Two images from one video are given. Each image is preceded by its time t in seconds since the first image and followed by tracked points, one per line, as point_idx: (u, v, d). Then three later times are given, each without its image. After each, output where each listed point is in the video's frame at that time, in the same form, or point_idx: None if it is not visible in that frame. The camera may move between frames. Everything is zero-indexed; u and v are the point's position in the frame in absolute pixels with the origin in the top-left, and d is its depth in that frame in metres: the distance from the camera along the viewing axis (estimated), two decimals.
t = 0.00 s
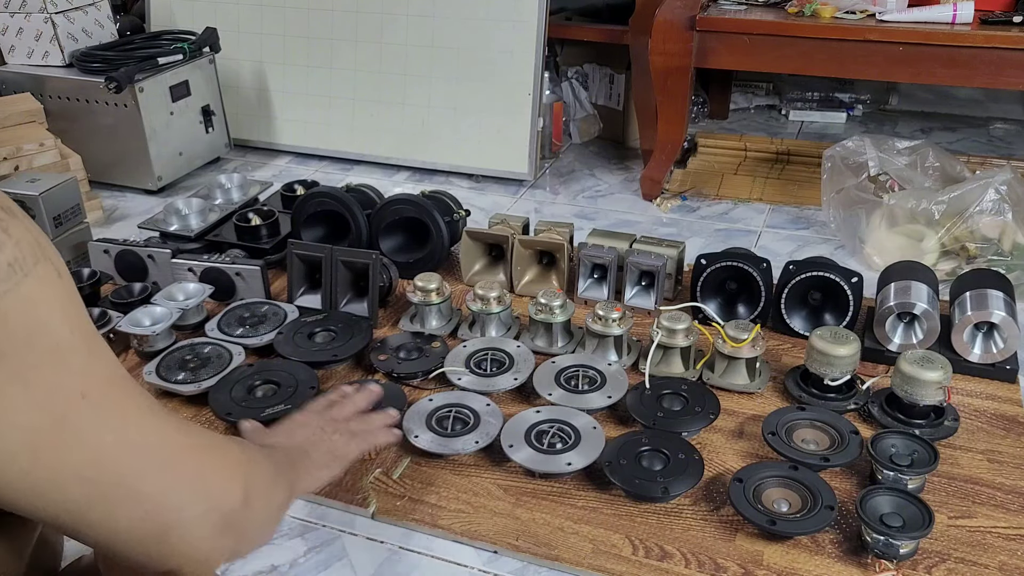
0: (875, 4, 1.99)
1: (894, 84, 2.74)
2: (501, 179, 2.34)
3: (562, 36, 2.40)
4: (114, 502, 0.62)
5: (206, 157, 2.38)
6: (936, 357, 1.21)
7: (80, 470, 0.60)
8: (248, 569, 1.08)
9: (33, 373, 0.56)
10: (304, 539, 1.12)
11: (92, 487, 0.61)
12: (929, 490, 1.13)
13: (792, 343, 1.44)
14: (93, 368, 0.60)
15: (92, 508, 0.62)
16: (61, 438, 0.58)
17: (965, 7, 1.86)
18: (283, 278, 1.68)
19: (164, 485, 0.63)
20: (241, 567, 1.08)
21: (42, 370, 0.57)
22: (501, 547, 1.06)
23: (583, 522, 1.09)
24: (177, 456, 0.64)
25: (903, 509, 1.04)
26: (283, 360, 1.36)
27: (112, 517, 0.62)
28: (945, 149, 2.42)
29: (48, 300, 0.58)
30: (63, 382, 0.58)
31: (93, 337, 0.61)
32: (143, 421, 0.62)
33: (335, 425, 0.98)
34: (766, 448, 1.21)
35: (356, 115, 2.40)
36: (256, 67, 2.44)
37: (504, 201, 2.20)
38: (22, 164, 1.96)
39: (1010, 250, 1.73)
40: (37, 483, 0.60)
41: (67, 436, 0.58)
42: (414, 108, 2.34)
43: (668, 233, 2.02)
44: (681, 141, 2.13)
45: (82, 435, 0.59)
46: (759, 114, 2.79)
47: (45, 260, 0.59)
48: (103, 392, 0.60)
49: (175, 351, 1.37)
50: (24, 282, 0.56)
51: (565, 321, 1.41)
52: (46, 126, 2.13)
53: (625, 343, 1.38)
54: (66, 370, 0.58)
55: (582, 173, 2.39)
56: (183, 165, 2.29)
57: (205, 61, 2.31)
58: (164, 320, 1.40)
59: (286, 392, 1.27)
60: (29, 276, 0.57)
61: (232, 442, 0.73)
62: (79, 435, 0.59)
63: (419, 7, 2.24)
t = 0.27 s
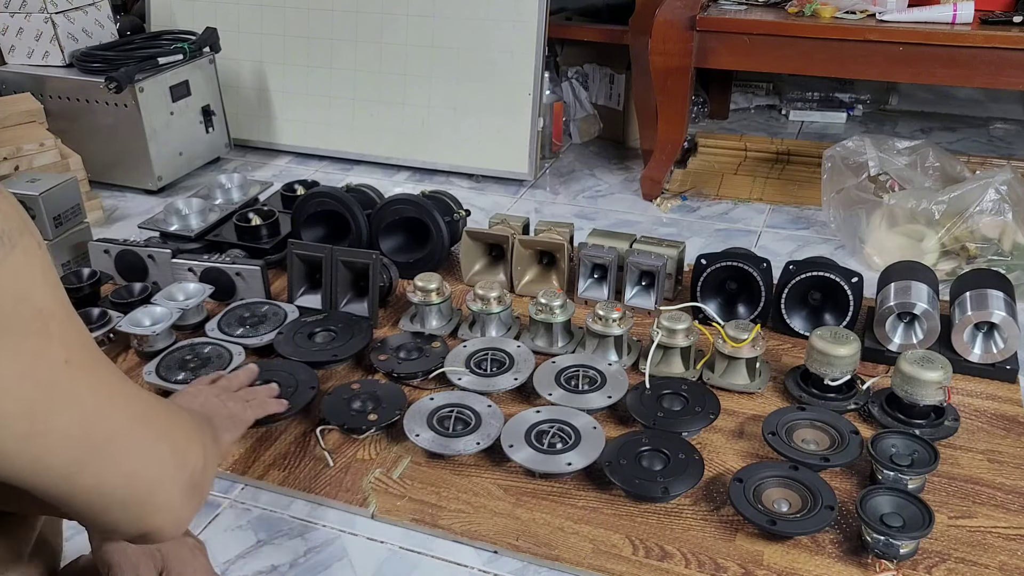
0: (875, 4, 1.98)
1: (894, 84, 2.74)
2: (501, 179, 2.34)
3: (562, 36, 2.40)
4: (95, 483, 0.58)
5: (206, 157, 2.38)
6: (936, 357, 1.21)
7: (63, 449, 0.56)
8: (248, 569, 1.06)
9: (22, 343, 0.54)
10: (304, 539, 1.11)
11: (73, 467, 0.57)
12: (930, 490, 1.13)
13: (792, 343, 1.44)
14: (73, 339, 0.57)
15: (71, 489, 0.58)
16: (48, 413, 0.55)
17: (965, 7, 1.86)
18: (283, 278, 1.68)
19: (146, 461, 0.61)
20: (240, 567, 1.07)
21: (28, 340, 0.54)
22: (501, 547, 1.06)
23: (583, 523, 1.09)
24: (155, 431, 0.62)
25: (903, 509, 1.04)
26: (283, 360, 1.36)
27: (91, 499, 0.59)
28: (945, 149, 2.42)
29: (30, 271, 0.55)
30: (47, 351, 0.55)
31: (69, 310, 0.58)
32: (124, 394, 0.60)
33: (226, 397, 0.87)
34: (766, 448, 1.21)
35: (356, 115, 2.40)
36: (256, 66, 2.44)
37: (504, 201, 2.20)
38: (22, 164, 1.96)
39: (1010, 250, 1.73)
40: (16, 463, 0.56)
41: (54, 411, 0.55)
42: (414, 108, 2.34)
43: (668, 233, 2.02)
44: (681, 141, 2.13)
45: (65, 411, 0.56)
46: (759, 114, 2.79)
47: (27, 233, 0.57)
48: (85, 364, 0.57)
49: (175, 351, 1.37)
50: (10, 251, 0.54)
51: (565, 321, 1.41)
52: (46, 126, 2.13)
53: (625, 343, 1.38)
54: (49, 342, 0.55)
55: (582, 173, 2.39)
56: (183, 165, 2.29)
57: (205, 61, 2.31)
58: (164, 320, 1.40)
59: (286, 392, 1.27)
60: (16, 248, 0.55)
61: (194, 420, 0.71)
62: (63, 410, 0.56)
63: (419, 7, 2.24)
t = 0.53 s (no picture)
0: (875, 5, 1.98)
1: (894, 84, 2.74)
2: (501, 179, 2.33)
3: (562, 36, 2.40)
4: (88, 478, 0.58)
5: (206, 157, 2.38)
6: (936, 357, 1.21)
7: (54, 444, 0.56)
8: (248, 569, 1.06)
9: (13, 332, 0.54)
10: (304, 539, 1.11)
11: (67, 461, 0.57)
12: (929, 490, 1.13)
13: (792, 343, 1.44)
14: (66, 331, 0.57)
15: (65, 484, 0.58)
16: (39, 404, 0.55)
17: (965, 7, 1.86)
18: (283, 278, 1.68)
19: (141, 456, 0.61)
20: (240, 567, 1.07)
21: (18, 331, 0.54)
22: (501, 547, 1.06)
23: (583, 522, 1.09)
24: (149, 425, 0.62)
25: (903, 509, 1.04)
26: (283, 360, 1.36)
27: (84, 495, 0.59)
28: (945, 149, 2.42)
29: (22, 262, 0.56)
30: (40, 342, 0.55)
31: (63, 303, 0.59)
32: (119, 389, 0.60)
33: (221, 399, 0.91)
34: (766, 448, 1.21)
35: (355, 115, 2.40)
36: (256, 67, 2.44)
37: (504, 201, 2.20)
38: (22, 164, 1.96)
39: (1010, 250, 1.73)
40: (6, 455, 0.56)
41: (46, 403, 0.55)
42: (414, 108, 2.34)
43: (668, 233, 2.02)
44: (681, 141, 2.13)
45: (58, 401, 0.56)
46: (759, 114, 2.79)
47: (17, 225, 0.57)
48: (77, 355, 0.57)
49: (175, 351, 1.37)
50: None
51: (565, 321, 1.41)
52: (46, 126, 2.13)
53: (625, 343, 1.38)
54: (40, 332, 0.55)
55: (582, 173, 2.39)
56: (183, 165, 2.29)
57: (205, 61, 2.31)
58: (164, 320, 1.40)
59: (285, 392, 1.27)
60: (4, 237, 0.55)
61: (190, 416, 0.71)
62: (56, 402, 0.56)
63: (419, 7, 2.24)
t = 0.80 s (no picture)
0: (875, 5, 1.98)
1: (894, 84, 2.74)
2: (501, 179, 2.33)
3: (562, 36, 2.40)
4: (76, 482, 0.60)
5: (206, 157, 2.38)
6: (936, 357, 1.21)
7: (42, 447, 0.58)
8: (247, 569, 1.06)
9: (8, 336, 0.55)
10: (304, 539, 1.11)
11: (57, 464, 0.59)
12: (929, 490, 1.13)
13: (792, 343, 1.44)
14: (59, 334, 0.58)
15: (55, 489, 0.60)
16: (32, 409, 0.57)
17: (965, 7, 1.86)
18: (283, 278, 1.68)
19: (130, 460, 0.63)
20: (240, 567, 1.07)
21: (13, 336, 0.55)
22: (501, 547, 1.06)
23: (583, 523, 1.09)
24: (138, 431, 0.63)
25: (903, 509, 1.04)
26: (283, 360, 1.36)
27: (73, 498, 0.61)
28: (945, 149, 2.42)
29: (15, 261, 0.56)
30: (32, 346, 0.56)
31: (56, 303, 0.59)
32: (110, 393, 0.61)
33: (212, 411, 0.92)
34: (766, 448, 1.21)
35: (356, 115, 2.40)
36: (256, 67, 2.44)
37: (504, 201, 2.20)
38: (22, 164, 1.96)
39: (1010, 250, 1.73)
40: None
41: (38, 407, 0.57)
42: (414, 108, 2.34)
43: (668, 233, 2.02)
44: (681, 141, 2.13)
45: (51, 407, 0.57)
46: (759, 114, 2.79)
47: (12, 224, 0.57)
48: (70, 358, 0.59)
49: (175, 351, 1.37)
50: None
51: (565, 321, 1.41)
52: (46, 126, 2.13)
53: (625, 343, 1.38)
54: (34, 336, 0.56)
55: (582, 173, 2.39)
56: (183, 165, 2.29)
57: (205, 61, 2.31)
58: (164, 320, 1.40)
59: (285, 392, 1.27)
60: None
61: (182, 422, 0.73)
62: (48, 406, 0.57)
63: (420, 7, 2.24)
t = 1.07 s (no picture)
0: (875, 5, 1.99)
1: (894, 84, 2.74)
2: (501, 179, 2.34)
3: (562, 36, 2.40)
4: (75, 484, 0.60)
5: (206, 157, 2.38)
6: (936, 357, 1.21)
7: (41, 449, 0.58)
8: (247, 569, 1.06)
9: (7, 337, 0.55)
10: (304, 539, 1.11)
11: (56, 466, 0.59)
12: (929, 490, 1.13)
13: (792, 343, 1.44)
14: (58, 334, 0.58)
15: (53, 490, 0.60)
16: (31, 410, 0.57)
17: (965, 7, 1.86)
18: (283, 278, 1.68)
19: (129, 461, 0.63)
20: (240, 567, 1.07)
21: (11, 337, 0.55)
22: (501, 547, 1.06)
23: (583, 523, 1.09)
24: (136, 432, 0.64)
25: (903, 509, 1.04)
26: (283, 360, 1.36)
27: (71, 500, 0.61)
28: (945, 149, 2.42)
29: (13, 260, 0.56)
30: (30, 347, 0.56)
31: (54, 303, 0.59)
32: (109, 394, 0.61)
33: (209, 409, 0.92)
34: (766, 448, 1.21)
35: (355, 116, 2.40)
36: (256, 67, 2.44)
37: (504, 201, 2.20)
38: (22, 164, 1.96)
39: (1010, 250, 1.73)
40: None
41: (37, 409, 0.57)
42: (414, 108, 2.34)
43: (668, 233, 2.02)
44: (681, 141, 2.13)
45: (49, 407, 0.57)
46: (759, 114, 2.79)
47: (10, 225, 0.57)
48: (69, 359, 0.59)
49: (175, 351, 1.37)
50: None
51: (565, 321, 1.41)
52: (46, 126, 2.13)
53: (625, 343, 1.38)
54: (32, 338, 0.56)
55: (582, 173, 2.39)
56: (183, 165, 2.29)
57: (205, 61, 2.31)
58: (164, 320, 1.40)
59: (285, 392, 1.27)
60: None
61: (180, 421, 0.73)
62: (47, 407, 0.57)
63: (420, 8, 2.24)
